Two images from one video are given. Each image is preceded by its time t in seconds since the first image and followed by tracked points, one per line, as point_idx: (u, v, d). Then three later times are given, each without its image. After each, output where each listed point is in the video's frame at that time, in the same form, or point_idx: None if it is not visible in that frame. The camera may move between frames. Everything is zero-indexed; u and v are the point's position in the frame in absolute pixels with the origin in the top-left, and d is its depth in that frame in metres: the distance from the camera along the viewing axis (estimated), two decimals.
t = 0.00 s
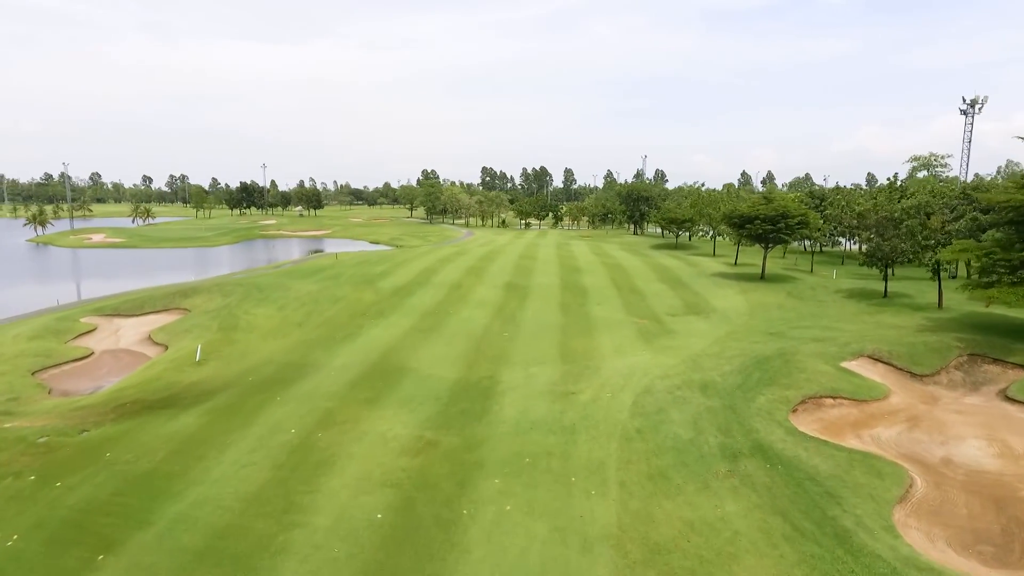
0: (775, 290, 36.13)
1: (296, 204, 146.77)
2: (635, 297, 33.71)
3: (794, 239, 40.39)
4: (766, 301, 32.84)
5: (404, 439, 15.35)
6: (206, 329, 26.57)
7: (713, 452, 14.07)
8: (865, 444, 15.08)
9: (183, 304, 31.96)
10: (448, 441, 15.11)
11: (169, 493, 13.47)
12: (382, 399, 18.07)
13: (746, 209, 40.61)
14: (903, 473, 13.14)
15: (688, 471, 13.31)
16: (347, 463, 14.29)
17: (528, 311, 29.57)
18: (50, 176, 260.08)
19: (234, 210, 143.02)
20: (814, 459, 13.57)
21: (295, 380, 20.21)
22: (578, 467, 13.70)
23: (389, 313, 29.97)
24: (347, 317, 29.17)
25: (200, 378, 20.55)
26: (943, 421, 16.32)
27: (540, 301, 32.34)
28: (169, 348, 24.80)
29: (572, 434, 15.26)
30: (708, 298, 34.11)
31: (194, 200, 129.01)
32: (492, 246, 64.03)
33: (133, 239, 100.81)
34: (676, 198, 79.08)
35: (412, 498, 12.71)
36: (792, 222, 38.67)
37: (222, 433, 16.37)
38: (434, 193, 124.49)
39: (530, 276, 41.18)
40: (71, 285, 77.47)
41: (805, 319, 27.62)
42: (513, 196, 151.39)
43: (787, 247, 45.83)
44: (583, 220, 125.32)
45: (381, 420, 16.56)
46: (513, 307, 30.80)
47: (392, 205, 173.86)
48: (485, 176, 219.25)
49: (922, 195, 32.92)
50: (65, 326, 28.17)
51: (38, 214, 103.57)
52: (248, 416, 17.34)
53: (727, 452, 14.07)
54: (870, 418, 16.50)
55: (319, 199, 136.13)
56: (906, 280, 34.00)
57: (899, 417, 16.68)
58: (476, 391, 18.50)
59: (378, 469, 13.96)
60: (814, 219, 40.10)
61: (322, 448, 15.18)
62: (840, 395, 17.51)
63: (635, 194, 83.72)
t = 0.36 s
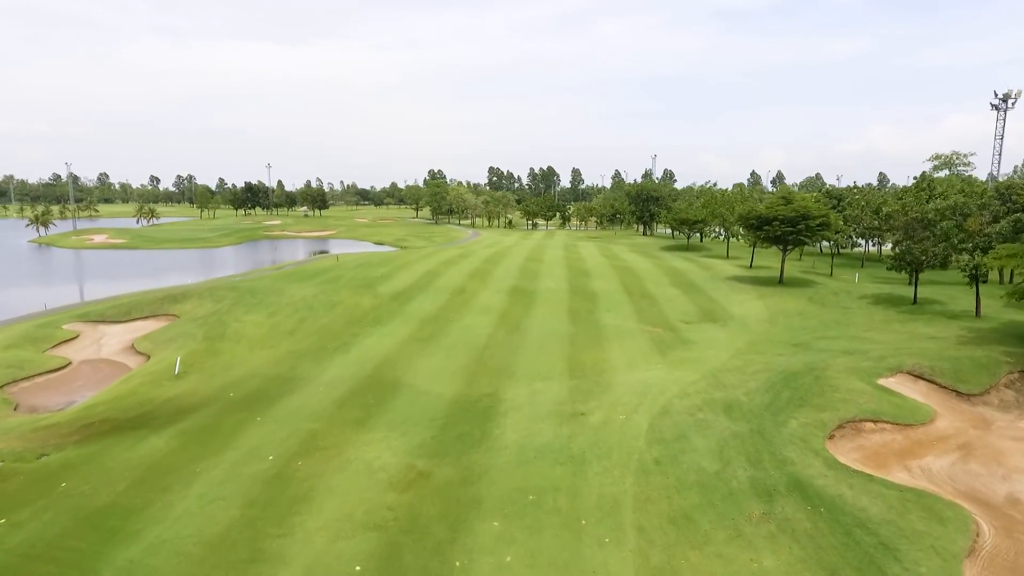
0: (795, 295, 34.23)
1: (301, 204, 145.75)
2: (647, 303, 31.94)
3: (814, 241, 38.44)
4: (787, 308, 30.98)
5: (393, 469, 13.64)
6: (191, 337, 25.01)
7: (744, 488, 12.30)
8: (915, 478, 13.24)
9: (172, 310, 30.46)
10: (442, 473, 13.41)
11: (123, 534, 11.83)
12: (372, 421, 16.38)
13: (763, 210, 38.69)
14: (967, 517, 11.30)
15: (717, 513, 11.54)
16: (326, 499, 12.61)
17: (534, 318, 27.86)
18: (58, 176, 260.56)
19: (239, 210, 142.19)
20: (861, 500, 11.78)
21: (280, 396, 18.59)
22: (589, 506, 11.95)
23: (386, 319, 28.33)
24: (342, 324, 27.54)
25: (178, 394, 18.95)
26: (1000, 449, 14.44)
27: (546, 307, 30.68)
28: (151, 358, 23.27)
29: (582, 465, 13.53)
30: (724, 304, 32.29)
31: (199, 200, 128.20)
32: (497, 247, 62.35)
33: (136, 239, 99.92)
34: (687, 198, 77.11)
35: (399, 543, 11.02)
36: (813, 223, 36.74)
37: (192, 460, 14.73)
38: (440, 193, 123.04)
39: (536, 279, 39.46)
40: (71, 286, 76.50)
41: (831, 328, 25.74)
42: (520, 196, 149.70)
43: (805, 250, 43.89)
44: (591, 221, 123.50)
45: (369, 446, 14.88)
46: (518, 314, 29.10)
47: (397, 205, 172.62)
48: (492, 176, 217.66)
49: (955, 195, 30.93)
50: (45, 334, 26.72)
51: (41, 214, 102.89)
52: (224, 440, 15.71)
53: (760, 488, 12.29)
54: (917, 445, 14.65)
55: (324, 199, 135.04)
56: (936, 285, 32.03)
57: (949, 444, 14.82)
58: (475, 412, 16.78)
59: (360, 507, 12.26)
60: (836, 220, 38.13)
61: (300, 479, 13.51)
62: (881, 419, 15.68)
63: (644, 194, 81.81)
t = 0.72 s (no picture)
0: (817, 302, 32.35)
1: (306, 204, 144.57)
2: (659, 310, 30.17)
3: (836, 245, 36.50)
4: (809, 316, 29.11)
5: (377, 509, 11.94)
6: (173, 347, 23.47)
7: (782, 538, 10.53)
8: (979, 522, 11.42)
9: (158, 316, 28.96)
10: (432, 514, 11.71)
11: None
12: (358, 447, 14.70)
13: (782, 211, 36.80)
14: None
15: (753, 570, 9.77)
16: (298, 546, 10.92)
17: (539, 327, 26.13)
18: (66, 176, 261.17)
19: (243, 210, 141.21)
20: (922, 555, 9.99)
21: (260, 417, 16.94)
22: (602, 559, 10.21)
23: (383, 328, 26.66)
24: (335, 332, 25.93)
25: (150, 412, 17.36)
26: None
27: (553, 314, 28.92)
28: (128, 370, 21.71)
29: (593, 505, 11.80)
30: (741, 311, 30.44)
31: (202, 200, 127.26)
32: (502, 249, 60.45)
33: (138, 240, 98.94)
34: (697, 198, 75.10)
35: None
36: (835, 226, 34.82)
37: (154, 493, 13.10)
38: (445, 193, 121.47)
39: (542, 283, 37.76)
40: (70, 287, 75.44)
41: (860, 339, 23.89)
42: (526, 196, 148.01)
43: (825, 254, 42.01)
44: (598, 222, 121.69)
45: (352, 478, 13.20)
46: (523, 322, 27.41)
47: (403, 205, 171.33)
48: (499, 176, 215.97)
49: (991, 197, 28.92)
50: (21, 343, 25.25)
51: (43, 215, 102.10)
52: (192, 469, 14.08)
53: (801, 538, 10.51)
54: (976, 480, 12.79)
55: (328, 200, 133.83)
56: (968, 293, 30.05)
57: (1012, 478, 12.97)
58: (473, 437, 15.08)
59: (337, 557, 10.55)
60: (860, 222, 36.16)
61: (271, 519, 11.84)
62: (930, 449, 13.86)
63: (654, 194, 79.81)
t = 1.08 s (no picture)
0: (840, 309, 30.44)
1: (311, 205, 143.40)
2: (673, 317, 28.38)
3: (860, 248, 34.53)
4: (833, 325, 27.21)
5: (354, 560, 10.24)
6: (152, 358, 21.91)
7: None
8: None
9: (143, 323, 27.45)
10: (417, 568, 10.01)
11: None
12: (339, 480, 13.02)
13: (803, 212, 34.88)
14: None
15: None
16: None
17: (545, 337, 24.39)
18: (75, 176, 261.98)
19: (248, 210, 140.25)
20: None
21: (235, 441, 15.29)
22: None
23: (378, 337, 24.99)
24: (328, 342, 24.31)
25: (115, 434, 15.77)
26: None
27: (560, 322, 27.15)
28: (102, 384, 20.18)
29: (605, 558, 10.04)
30: (761, 319, 28.56)
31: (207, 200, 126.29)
32: (508, 251, 58.74)
33: (141, 241, 97.97)
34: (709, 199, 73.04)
35: None
36: (859, 228, 32.86)
37: (103, 535, 11.48)
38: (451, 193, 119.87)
39: (549, 288, 36.02)
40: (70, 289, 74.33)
41: (894, 352, 22.00)
42: (534, 196, 146.21)
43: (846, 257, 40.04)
44: (607, 223, 119.71)
45: (329, 520, 11.51)
46: (528, 330, 25.70)
47: (409, 206, 169.96)
48: (506, 176, 214.28)
49: None
50: None
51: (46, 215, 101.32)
52: (151, 505, 12.45)
53: None
54: None
55: (334, 200, 132.61)
56: (1005, 301, 28.05)
57: None
58: (470, 468, 13.36)
59: None
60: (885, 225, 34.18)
61: (231, 571, 10.18)
62: (994, 487, 12.02)
63: (664, 194, 77.75)
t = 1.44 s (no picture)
0: (867, 317, 28.51)
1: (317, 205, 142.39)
2: (688, 326, 26.57)
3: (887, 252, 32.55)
4: (861, 335, 25.31)
5: None
6: (128, 370, 20.36)
7: None
8: None
9: (126, 331, 25.95)
10: None
11: None
12: (314, 523, 11.34)
13: (826, 213, 32.96)
14: None
15: None
16: None
17: (552, 348, 22.65)
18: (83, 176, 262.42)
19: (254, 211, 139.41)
20: None
21: (203, 471, 13.66)
22: None
23: (373, 347, 23.34)
24: (319, 352, 22.70)
25: (72, 461, 14.18)
26: None
27: (567, 331, 25.41)
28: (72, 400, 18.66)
29: None
30: (783, 328, 26.71)
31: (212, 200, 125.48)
32: (515, 252, 57.09)
33: (144, 241, 97.09)
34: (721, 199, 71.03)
35: None
36: (887, 230, 30.89)
37: None
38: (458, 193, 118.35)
39: (556, 292, 34.26)
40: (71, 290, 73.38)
41: (933, 367, 20.10)
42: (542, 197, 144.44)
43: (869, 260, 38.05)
44: (615, 223, 117.81)
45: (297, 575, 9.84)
46: (533, 340, 23.98)
47: (416, 206, 168.73)
48: (513, 176, 212.63)
49: None
50: None
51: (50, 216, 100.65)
52: (97, 551, 10.83)
53: None
54: None
55: (340, 200, 131.45)
56: None
57: None
58: (464, 508, 11.65)
59: None
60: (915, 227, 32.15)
61: None
62: None
63: (675, 194, 75.77)
